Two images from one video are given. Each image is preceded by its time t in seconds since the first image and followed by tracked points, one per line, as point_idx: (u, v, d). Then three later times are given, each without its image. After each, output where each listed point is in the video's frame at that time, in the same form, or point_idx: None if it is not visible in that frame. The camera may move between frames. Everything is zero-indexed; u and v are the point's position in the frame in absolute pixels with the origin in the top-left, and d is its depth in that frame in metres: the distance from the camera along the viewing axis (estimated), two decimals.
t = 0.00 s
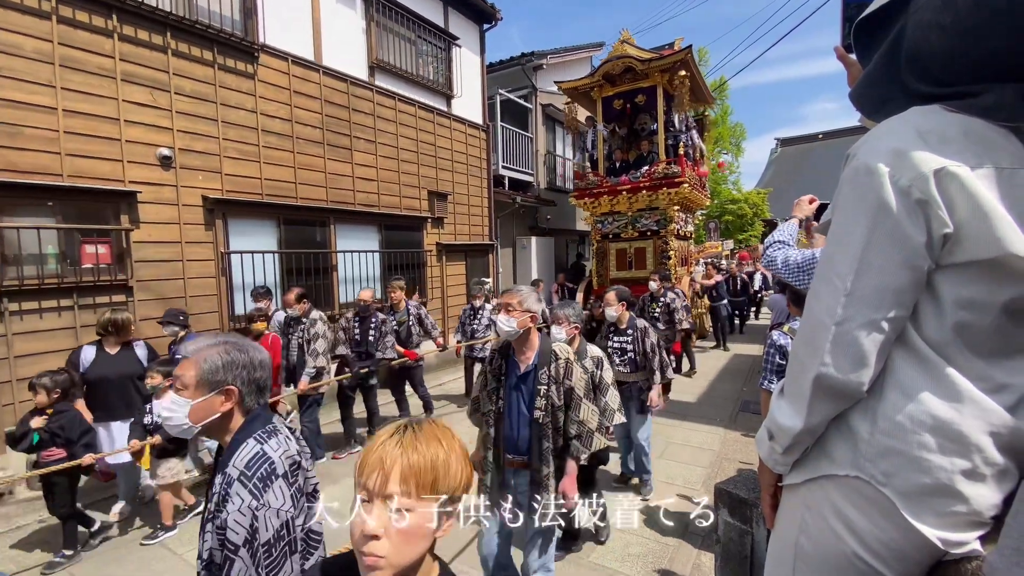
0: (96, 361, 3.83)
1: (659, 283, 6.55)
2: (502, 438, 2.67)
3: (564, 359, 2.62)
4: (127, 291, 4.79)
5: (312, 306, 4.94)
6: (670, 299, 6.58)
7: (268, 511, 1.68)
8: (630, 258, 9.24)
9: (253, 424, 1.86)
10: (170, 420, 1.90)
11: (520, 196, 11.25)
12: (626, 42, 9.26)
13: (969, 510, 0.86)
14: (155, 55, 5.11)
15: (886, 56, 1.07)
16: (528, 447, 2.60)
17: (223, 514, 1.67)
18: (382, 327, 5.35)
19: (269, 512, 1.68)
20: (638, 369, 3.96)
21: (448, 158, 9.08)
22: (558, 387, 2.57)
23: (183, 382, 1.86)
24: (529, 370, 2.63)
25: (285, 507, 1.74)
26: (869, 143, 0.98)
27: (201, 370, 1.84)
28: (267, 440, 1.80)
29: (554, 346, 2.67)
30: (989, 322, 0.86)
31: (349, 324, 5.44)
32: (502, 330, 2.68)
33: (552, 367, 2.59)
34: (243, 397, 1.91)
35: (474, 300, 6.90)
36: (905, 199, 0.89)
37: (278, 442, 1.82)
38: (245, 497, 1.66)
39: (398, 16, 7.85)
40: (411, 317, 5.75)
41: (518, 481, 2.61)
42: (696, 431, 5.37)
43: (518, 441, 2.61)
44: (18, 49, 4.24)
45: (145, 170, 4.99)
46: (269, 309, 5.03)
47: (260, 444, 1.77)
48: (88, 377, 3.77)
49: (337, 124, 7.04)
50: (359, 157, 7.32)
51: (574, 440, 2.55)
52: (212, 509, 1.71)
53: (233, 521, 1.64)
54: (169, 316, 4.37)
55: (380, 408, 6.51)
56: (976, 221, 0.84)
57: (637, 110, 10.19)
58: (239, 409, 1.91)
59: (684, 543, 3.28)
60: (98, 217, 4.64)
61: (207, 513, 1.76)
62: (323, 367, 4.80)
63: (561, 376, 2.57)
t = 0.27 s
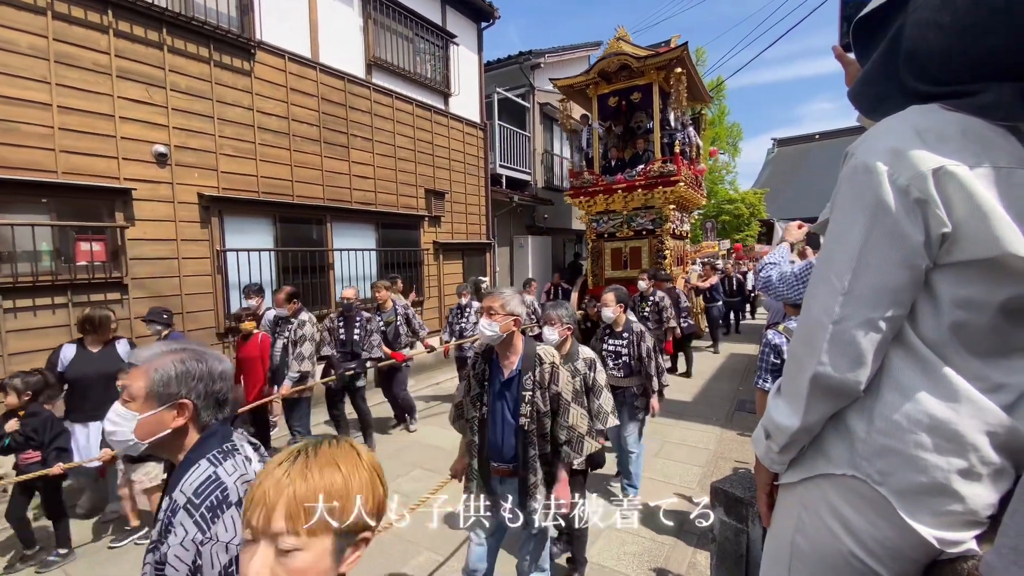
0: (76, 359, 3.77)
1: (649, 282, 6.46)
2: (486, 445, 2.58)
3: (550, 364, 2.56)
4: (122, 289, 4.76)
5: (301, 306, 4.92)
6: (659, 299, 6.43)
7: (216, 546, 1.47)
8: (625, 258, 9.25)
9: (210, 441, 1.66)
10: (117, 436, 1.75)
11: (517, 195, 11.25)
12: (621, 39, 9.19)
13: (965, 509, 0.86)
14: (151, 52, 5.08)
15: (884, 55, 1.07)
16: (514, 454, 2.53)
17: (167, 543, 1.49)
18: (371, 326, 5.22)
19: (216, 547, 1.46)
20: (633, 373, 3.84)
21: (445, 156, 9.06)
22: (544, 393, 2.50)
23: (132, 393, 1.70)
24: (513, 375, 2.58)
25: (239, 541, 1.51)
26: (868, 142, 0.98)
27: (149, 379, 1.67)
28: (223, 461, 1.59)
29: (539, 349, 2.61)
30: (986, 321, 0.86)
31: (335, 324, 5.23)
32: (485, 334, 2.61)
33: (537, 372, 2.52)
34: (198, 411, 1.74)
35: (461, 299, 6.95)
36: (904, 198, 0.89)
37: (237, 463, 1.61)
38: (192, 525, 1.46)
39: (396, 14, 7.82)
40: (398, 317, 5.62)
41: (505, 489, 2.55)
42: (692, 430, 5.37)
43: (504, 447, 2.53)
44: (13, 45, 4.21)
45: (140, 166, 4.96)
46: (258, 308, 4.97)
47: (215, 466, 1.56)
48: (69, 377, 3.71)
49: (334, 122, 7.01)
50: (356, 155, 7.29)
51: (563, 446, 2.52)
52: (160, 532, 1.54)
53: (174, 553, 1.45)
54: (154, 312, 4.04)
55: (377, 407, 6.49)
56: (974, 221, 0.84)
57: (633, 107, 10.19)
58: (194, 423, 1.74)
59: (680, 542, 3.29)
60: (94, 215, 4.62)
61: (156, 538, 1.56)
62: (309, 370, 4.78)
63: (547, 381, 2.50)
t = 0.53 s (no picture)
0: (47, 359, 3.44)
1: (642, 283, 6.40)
2: (460, 457, 2.45)
3: (519, 367, 2.37)
4: (117, 285, 4.73)
5: (290, 305, 4.63)
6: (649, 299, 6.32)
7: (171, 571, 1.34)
8: (621, 258, 9.25)
9: (169, 453, 1.52)
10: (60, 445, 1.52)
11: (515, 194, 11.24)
12: (618, 36, 9.18)
13: (961, 508, 0.86)
14: (147, 47, 5.05)
15: (885, 53, 1.07)
16: (488, 465, 2.39)
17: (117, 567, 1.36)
18: (354, 323, 5.00)
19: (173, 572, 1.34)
20: (632, 376, 3.70)
21: (443, 155, 9.04)
22: (514, 398, 2.34)
23: (79, 399, 1.53)
24: (481, 381, 2.41)
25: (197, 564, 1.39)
26: (867, 140, 0.97)
27: (98, 385, 1.51)
28: (183, 476, 1.47)
29: (507, 352, 2.41)
30: (984, 321, 0.86)
31: (319, 323, 4.96)
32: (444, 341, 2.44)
33: (505, 376, 2.35)
34: (155, 420, 1.58)
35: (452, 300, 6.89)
36: (902, 196, 0.89)
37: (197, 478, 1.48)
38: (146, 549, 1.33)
39: (394, 12, 7.81)
40: (388, 317, 5.63)
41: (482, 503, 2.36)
42: (689, 430, 5.38)
43: (477, 459, 2.40)
44: (9, 40, 4.18)
45: (136, 163, 4.93)
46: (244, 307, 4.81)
47: (172, 482, 1.43)
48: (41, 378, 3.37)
49: (332, 119, 6.99)
50: (354, 153, 7.27)
51: (538, 450, 2.36)
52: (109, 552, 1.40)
53: None
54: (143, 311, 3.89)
55: (373, 406, 6.48)
56: (972, 220, 0.84)
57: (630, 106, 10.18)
58: (150, 432, 1.57)
59: (675, 541, 3.29)
60: (89, 211, 4.59)
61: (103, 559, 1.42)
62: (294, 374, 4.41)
63: (516, 385, 2.33)
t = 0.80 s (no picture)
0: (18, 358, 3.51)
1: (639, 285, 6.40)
2: (432, 462, 2.32)
3: (487, 363, 2.26)
4: (113, 282, 4.72)
5: (275, 305, 4.38)
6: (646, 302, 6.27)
7: None
8: (617, 258, 9.26)
9: (128, 465, 1.44)
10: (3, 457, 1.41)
11: (514, 194, 11.24)
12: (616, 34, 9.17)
13: (957, 509, 0.86)
14: (145, 44, 5.03)
15: (884, 54, 1.07)
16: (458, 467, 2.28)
17: None
18: (340, 324, 4.89)
19: None
20: (629, 381, 3.65)
21: (442, 154, 9.03)
22: (485, 395, 2.22)
23: (23, 408, 1.39)
24: (450, 380, 2.30)
25: None
26: (867, 142, 0.97)
27: (46, 394, 1.38)
28: (143, 487, 1.41)
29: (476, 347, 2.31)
30: (981, 323, 0.86)
31: (307, 322, 4.81)
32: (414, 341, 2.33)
33: (475, 373, 2.25)
34: (110, 429, 1.47)
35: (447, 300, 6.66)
36: (900, 198, 0.89)
37: (158, 489, 1.43)
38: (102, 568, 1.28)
39: (394, 11, 7.80)
40: (379, 318, 5.59)
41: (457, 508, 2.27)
42: (685, 431, 5.39)
43: (446, 464, 2.29)
44: (7, 35, 4.16)
45: (133, 159, 4.91)
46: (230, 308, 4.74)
47: (130, 495, 1.38)
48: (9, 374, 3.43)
49: (330, 117, 6.97)
50: (352, 152, 7.26)
51: (507, 450, 2.20)
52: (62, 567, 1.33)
53: None
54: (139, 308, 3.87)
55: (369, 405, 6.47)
56: (970, 222, 0.84)
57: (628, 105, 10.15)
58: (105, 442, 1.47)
59: (671, 542, 3.30)
60: (85, 207, 4.57)
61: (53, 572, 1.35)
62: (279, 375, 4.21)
63: (487, 381, 2.23)
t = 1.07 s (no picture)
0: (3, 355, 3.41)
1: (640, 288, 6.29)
2: (410, 468, 2.30)
3: (467, 368, 2.21)
4: (111, 280, 4.70)
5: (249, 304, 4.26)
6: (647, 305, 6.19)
7: None
8: (614, 259, 9.25)
9: (58, 488, 1.29)
10: None
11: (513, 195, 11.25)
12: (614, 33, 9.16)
13: (956, 513, 0.86)
14: (145, 42, 5.02)
15: (885, 57, 1.07)
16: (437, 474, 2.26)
17: None
18: (331, 327, 4.83)
19: None
20: (623, 387, 3.55)
21: (441, 154, 9.03)
22: (464, 400, 2.19)
23: None
24: (429, 384, 2.27)
25: None
26: (867, 144, 0.97)
27: None
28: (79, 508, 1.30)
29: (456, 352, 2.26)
30: (980, 326, 0.86)
31: (295, 324, 4.70)
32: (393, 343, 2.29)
33: (453, 378, 2.20)
34: (40, 446, 1.31)
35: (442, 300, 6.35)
36: (900, 201, 0.89)
37: (97, 513, 1.30)
38: None
39: (395, 11, 7.81)
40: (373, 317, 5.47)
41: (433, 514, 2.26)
42: (682, 433, 5.39)
43: (423, 470, 2.27)
44: (5, 31, 4.14)
45: (132, 157, 4.89)
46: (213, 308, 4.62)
47: (66, 519, 1.25)
48: None
49: (330, 117, 6.97)
50: (352, 151, 7.26)
51: (486, 458, 2.19)
52: None
53: None
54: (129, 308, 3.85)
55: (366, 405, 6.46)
56: (970, 225, 0.84)
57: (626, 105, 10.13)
58: (32, 462, 1.30)
59: (667, 544, 3.30)
60: (83, 205, 4.55)
61: None
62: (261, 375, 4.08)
63: (466, 387, 2.18)
